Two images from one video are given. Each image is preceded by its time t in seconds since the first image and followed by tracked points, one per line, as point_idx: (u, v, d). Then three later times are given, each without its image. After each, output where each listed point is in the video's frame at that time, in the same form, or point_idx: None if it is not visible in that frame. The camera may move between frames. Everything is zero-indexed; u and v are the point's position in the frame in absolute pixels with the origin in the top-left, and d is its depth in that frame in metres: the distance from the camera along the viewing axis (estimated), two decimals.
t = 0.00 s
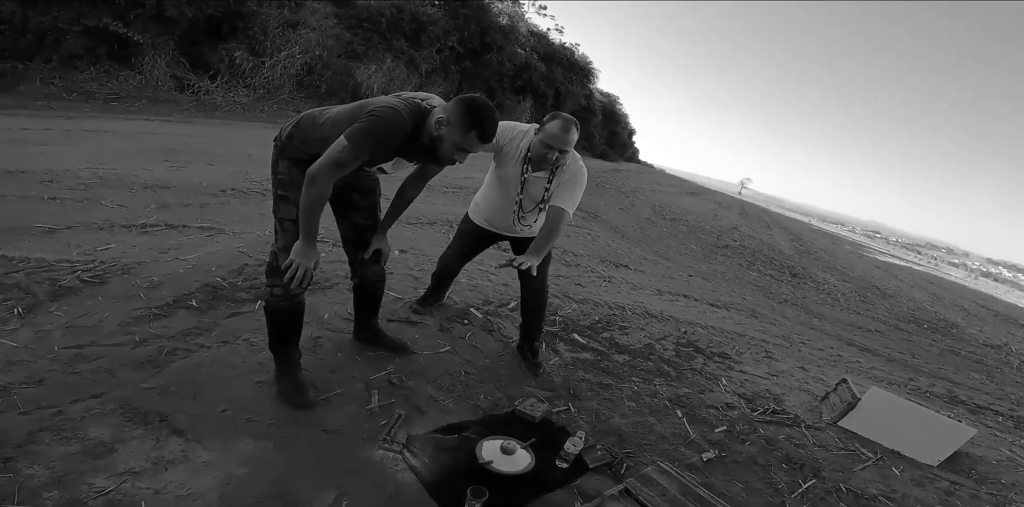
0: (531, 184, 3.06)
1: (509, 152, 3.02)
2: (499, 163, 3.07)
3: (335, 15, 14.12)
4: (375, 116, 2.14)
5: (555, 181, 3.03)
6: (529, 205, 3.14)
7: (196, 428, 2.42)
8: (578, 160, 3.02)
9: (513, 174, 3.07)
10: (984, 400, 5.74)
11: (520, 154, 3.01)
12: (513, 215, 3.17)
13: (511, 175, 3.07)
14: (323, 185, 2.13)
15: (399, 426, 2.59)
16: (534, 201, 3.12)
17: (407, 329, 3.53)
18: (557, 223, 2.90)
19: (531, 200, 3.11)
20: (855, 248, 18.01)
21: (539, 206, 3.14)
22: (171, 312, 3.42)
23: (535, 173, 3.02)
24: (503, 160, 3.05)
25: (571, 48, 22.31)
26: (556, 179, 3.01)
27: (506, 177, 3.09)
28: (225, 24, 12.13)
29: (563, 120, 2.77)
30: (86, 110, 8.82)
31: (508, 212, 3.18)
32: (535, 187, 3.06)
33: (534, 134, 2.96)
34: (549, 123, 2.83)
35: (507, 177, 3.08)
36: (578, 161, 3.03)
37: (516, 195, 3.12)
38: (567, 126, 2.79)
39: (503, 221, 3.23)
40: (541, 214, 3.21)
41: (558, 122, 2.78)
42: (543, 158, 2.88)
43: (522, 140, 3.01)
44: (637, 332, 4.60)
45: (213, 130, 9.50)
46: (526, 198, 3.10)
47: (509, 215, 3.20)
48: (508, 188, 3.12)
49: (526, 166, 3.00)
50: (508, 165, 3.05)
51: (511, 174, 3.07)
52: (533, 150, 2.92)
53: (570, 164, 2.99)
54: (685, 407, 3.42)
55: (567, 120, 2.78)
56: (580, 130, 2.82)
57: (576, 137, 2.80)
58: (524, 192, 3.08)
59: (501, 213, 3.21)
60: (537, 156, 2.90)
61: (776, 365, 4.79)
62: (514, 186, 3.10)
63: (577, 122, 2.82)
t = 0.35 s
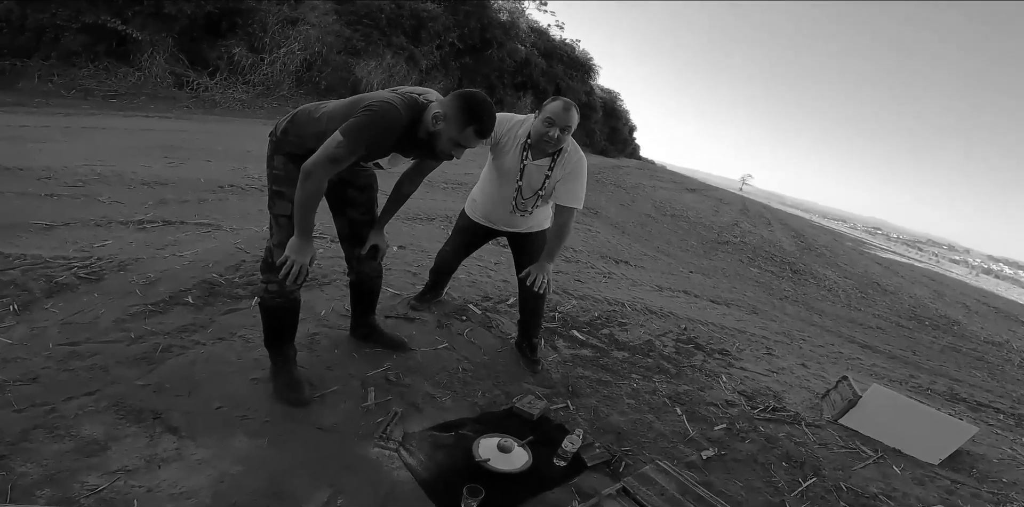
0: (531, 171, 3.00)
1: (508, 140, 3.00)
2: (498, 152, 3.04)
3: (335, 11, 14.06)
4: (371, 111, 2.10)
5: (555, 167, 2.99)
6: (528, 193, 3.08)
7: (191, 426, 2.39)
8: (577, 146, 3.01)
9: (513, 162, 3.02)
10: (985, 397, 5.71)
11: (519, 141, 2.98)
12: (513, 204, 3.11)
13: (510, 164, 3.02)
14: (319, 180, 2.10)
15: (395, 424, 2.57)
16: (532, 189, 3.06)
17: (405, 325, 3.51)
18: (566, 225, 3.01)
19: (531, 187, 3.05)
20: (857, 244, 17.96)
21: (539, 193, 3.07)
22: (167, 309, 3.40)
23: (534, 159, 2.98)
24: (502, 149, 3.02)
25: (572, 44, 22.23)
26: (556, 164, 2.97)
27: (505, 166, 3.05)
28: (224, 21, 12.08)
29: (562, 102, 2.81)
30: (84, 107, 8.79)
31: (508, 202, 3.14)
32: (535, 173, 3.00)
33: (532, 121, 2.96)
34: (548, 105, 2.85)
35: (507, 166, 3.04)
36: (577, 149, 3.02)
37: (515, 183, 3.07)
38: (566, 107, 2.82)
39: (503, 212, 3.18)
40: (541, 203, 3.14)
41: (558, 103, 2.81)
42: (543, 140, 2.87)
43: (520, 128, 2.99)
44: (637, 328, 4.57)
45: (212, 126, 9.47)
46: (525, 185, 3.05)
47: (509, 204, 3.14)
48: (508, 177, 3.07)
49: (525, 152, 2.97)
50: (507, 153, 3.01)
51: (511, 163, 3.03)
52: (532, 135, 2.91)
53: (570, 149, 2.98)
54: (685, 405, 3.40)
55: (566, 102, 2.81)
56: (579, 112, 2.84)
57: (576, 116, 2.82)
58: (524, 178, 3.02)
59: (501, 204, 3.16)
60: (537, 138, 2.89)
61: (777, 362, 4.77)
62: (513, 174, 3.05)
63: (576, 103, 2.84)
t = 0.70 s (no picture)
0: (534, 172, 2.96)
1: (509, 140, 2.95)
2: (498, 153, 2.99)
3: (339, 11, 14.06)
4: (367, 110, 2.07)
5: (558, 167, 2.95)
6: (531, 194, 3.04)
7: (185, 428, 2.36)
8: (579, 147, 2.98)
9: (514, 163, 2.98)
10: (993, 400, 5.63)
11: (521, 141, 2.94)
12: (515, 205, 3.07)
13: (512, 164, 2.98)
14: (315, 180, 2.06)
15: (392, 427, 2.54)
16: (536, 190, 3.02)
17: (405, 327, 3.47)
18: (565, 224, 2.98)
19: (534, 188, 3.01)
20: (863, 245, 17.82)
21: (542, 194, 3.03)
22: (165, 310, 3.37)
23: (537, 159, 2.94)
24: (503, 149, 2.97)
25: (576, 44, 22.18)
26: (559, 164, 2.94)
27: (506, 167, 3.00)
28: (229, 21, 12.10)
29: (564, 101, 2.78)
30: (89, 107, 8.80)
31: (510, 204, 3.09)
32: (538, 174, 2.96)
33: (534, 120, 2.93)
34: (550, 104, 2.82)
35: (509, 166, 2.99)
36: (579, 149, 2.99)
37: (518, 184, 3.03)
38: (569, 106, 2.79)
39: (505, 213, 3.13)
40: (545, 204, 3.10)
41: (561, 102, 2.78)
42: (546, 139, 2.83)
43: (521, 127, 2.95)
44: (640, 330, 4.52)
45: (215, 126, 9.47)
46: (528, 186, 3.00)
47: (512, 206, 3.10)
48: (510, 178, 3.03)
49: (527, 152, 2.93)
50: (508, 154, 2.97)
51: (512, 163, 2.98)
52: (534, 134, 2.87)
53: (572, 148, 2.95)
54: (687, 408, 3.35)
55: (569, 101, 2.79)
56: (581, 110, 2.82)
57: (579, 115, 2.79)
58: (526, 179, 2.98)
59: (503, 205, 3.12)
60: (540, 137, 2.85)
61: (781, 365, 4.70)
62: (515, 175, 3.00)
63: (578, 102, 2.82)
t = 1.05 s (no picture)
0: (532, 172, 2.92)
1: (508, 139, 2.91)
2: (496, 152, 2.95)
3: (341, 10, 14.02)
4: (360, 107, 2.03)
5: (557, 167, 2.91)
6: (528, 193, 3.01)
7: (179, 429, 2.33)
8: (579, 147, 2.93)
9: (512, 162, 2.94)
10: (1001, 401, 5.55)
11: (519, 141, 2.90)
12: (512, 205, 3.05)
13: (510, 163, 2.94)
14: (307, 179, 2.02)
15: (388, 429, 2.50)
16: (533, 190, 3.00)
17: (403, 327, 3.43)
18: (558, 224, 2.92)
19: (531, 188, 2.98)
20: (869, 244, 17.67)
21: (539, 194, 3.00)
22: (162, 310, 3.35)
23: (536, 159, 2.90)
24: (501, 148, 2.93)
25: (579, 42, 22.09)
26: (558, 165, 2.90)
27: (504, 166, 2.97)
28: (231, 20, 12.08)
29: (565, 102, 2.72)
30: (91, 107, 8.80)
31: (508, 204, 3.07)
32: (536, 174, 2.93)
33: (533, 120, 2.88)
34: (551, 105, 2.77)
35: (506, 166, 2.96)
36: (579, 149, 2.94)
37: (515, 184, 3.00)
38: (569, 107, 2.74)
39: (502, 212, 3.11)
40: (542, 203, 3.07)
41: (562, 103, 2.73)
42: (545, 141, 2.78)
43: (521, 126, 2.90)
44: (642, 330, 4.47)
45: (217, 125, 9.44)
46: (525, 186, 2.98)
47: (509, 205, 3.07)
48: (507, 178, 3.00)
49: (525, 152, 2.89)
50: (506, 153, 2.93)
51: (511, 163, 2.95)
52: (534, 135, 2.83)
53: (571, 149, 2.90)
54: (689, 410, 3.30)
55: (570, 102, 2.73)
56: (581, 112, 2.77)
57: (579, 117, 2.74)
58: (524, 179, 2.95)
59: (500, 204, 3.09)
60: (539, 139, 2.81)
61: (785, 365, 4.64)
62: (513, 174, 2.97)
63: (578, 104, 2.76)
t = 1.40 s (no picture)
0: (531, 172, 2.91)
1: (508, 140, 2.89)
2: (496, 152, 2.94)
3: (343, 10, 14.01)
4: (358, 106, 2.02)
5: (556, 168, 2.89)
6: (528, 194, 3.00)
7: (176, 430, 2.32)
8: (579, 147, 2.90)
9: (512, 162, 2.93)
10: (1005, 402, 5.50)
11: (519, 141, 2.88)
12: (511, 206, 3.04)
13: (509, 164, 2.93)
14: (305, 179, 2.00)
15: (386, 431, 2.48)
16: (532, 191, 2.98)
17: (403, 328, 3.41)
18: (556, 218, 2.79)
19: (530, 188, 2.97)
20: (873, 243, 17.59)
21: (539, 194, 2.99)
22: (162, 310, 3.34)
23: (535, 160, 2.88)
24: (501, 148, 2.92)
25: (582, 42, 22.05)
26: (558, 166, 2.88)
27: (504, 166, 2.95)
28: (233, 20, 12.08)
29: (565, 103, 2.69)
30: (93, 106, 8.80)
31: (507, 204, 3.05)
32: (535, 174, 2.91)
33: (534, 121, 2.85)
34: (552, 105, 2.73)
35: (506, 166, 2.95)
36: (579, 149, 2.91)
37: (515, 184, 2.99)
38: (570, 108, 2.70)
39: (501, 212, 3.09)
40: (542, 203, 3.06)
41: (562, 105, 2.69)
42: (545, 142, 2.76)
43: (521, 127, 2.88)
44: (643, 331, 4.44)
45: (218, 125, 9.44)
46: (525, 187, 2.96)
47: (508, 205, 3.05)
48: (507, 177, 2.99)
49: (525, 153, 2.87)
50: (506, 153, 2.92)
51: (510, 163, 2.94)
52: (534, 136, 2.80)
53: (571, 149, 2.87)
54: (690, 411, 3.28)
55: (570, 104, 2.70)
56: (582, 114, 2.73)
57: (580, 119, 2.71)
58: (523, 180, 2.94)
59: (499, 204, 3.07)
60: (539, 140, 2.78)
61: (788, 366, 4.61)
62: (513, 175, 2.96)
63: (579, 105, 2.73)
